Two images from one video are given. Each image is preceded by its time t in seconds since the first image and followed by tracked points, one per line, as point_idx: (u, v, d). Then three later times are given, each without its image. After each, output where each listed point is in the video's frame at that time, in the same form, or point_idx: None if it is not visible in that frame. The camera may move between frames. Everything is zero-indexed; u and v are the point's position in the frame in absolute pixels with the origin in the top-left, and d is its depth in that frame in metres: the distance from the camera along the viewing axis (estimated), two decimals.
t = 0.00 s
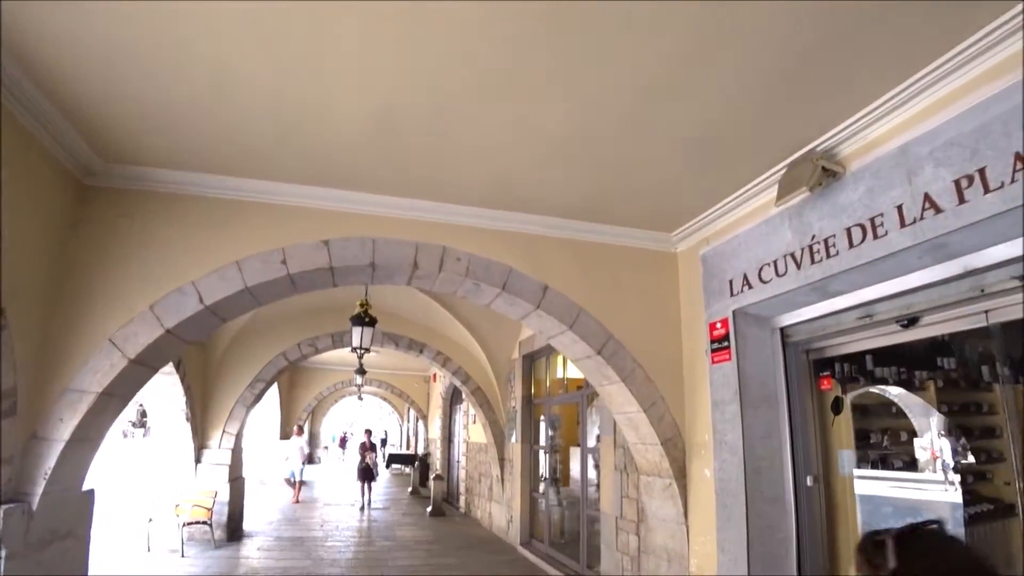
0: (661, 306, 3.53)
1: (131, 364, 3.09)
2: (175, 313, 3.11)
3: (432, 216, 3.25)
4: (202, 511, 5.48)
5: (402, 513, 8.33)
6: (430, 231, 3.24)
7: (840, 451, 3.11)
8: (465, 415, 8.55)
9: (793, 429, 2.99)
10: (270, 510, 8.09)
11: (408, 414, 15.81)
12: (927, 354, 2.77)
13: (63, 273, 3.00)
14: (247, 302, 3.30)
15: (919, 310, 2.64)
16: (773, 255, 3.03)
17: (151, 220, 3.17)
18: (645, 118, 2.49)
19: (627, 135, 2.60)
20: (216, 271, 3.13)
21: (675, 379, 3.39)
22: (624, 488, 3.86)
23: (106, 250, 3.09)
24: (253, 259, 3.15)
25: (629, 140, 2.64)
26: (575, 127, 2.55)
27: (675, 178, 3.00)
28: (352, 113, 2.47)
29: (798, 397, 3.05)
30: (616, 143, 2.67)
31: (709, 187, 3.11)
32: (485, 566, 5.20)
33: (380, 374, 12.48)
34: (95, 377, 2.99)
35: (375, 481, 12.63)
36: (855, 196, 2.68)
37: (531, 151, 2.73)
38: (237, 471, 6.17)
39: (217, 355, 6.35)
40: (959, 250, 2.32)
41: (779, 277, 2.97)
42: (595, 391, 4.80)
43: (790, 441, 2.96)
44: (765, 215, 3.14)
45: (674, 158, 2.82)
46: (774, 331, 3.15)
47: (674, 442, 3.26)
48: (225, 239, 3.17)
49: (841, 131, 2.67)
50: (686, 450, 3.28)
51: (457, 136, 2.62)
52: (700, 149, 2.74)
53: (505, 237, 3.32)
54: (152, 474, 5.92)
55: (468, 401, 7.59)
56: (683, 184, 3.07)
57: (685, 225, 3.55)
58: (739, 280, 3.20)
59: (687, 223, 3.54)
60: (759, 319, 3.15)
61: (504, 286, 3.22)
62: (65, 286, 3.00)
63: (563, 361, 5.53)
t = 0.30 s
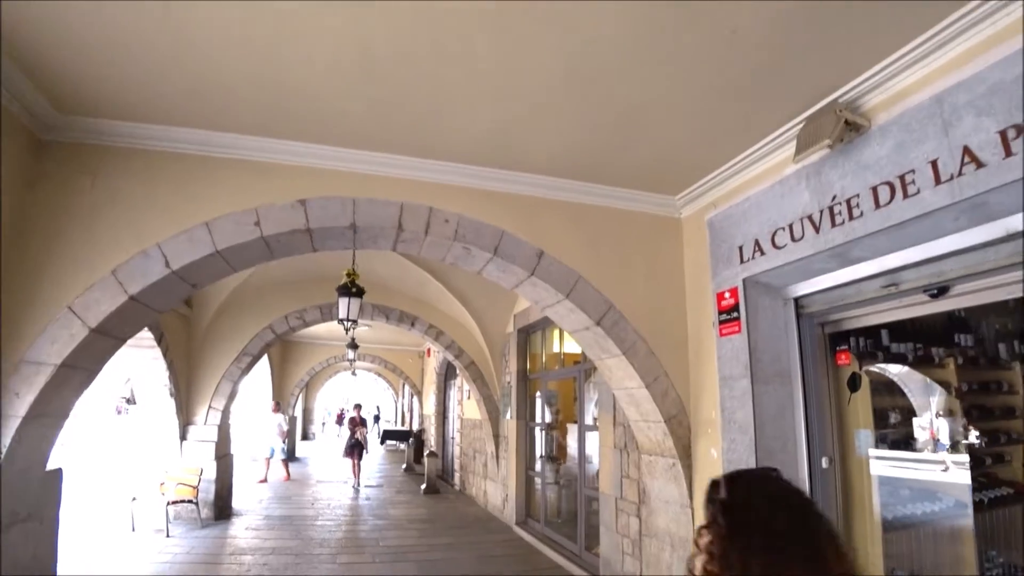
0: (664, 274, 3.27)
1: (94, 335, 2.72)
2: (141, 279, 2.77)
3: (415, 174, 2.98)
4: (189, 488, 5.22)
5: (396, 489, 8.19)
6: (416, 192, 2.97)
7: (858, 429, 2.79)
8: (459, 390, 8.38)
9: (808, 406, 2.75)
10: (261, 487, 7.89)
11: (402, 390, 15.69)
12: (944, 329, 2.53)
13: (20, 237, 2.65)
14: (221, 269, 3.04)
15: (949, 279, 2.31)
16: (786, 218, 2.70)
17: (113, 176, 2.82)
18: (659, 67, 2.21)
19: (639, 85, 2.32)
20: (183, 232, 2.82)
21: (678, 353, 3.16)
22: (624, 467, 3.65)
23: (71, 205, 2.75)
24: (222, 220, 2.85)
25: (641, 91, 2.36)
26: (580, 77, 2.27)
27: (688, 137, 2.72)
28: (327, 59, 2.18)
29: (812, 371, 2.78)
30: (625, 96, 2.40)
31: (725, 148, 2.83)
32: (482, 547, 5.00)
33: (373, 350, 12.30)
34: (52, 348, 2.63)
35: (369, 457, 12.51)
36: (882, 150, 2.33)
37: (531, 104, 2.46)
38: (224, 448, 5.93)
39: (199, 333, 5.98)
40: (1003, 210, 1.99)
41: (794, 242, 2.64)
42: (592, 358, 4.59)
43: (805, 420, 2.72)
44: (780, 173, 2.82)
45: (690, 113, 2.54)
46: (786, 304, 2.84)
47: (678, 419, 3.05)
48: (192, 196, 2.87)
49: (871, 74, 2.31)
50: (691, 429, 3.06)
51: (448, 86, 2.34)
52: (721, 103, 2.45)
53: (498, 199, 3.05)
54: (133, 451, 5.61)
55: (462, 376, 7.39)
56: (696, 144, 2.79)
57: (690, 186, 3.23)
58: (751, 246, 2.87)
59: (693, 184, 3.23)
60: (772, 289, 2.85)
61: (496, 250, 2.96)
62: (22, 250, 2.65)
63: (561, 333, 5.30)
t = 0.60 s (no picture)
0: (668, 247, 3.04)
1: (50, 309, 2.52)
2: (100, 249, 2.56)
3: (399, 138, 2.74)
4: (172, 472, 5.03)
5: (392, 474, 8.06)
6: (401, 159, 2.74)
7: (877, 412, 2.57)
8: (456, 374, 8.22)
9: (823, 388, 2.55)
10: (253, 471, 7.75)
11: (400, 374, 15.56)
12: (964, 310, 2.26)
13: None
14: (192, 239, 2.84)
15: (982, 249, 2.04)
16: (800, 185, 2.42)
17: (70, 140, 2.58)
18: (669, 19, 1.96)
19: (646, 42, 2.08)
20: (147, 200, 2.60)
21: (683, 331, 2.95)
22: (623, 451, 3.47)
23: (26, 171, 2.52)
24: (189, 186, 2.63)
25: (648, 49, 2.12)
26: (579, 33, 2.02)
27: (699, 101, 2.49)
28: (294, 10, 1.93)
29: (829, 352, 2.58)
30: (631, 55, 2.16)
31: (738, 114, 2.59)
32: (477, 533, 4.85)
33: (370, 333, 12.14)
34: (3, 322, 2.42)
35: (366, 441, 12.41)
36: (913, 105, 2.03)
37: (525, 64, 2.21)
38: (211, 432, 5.76)
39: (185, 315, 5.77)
40: None
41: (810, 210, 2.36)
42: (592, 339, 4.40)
43: (821, 399, 2.54)
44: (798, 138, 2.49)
45: (700, 76, 2.31)
46: (801, 277, 2.65)
47: (683, 401, 2.85)
48: (159, 162, 2.65)
49: (903, 21, 2.00)
50: (696, 411, 2.88)
51: (431, 42, 2.09)
52: (737, 63, 2.22)
53: (489, 165, 2.82)
54: (116, 434, 5.43)
55: (459, 359, 7.22)
56: (708, 111, 2.56)
57: (697, 153, 2.95)
58: (763, 216, 2.59)
59: (700, 152, 2.95)
60: (783, 261, 2.64)
61: (487, 219, 2.75)
62: None
63: (559, 315, 5.10)
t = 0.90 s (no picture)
0: (678, 218, 2.78)
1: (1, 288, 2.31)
2: (54, 223, 2.32)
3: (380, 99, 2.48)
4: (162, 458, 4.88)
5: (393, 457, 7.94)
6: (383, 124, 2.48)
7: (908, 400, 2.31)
8: (458, 355, 8.05)
9: (850, 372, 2.29)
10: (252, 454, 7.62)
11: (404, 355, 15.47)
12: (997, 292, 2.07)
13: None
14: (157, 210, 2.62)
15: None
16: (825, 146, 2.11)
17: (12, 103, 2.31)
18: None
19: None
20: (105, 169, 2.36)
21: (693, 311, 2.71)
22: (628, 437, 3.25)
23: None
24: (151, 154, 2.39)
25: None
26: None
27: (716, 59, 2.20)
28: None
29: (855, 332, 2.30)
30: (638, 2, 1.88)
31: (760, 73, 2.30)
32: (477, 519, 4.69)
33: (372, 314, 11.97)
34: None
35: (369, 422, 12.33)
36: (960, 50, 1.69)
37: (516, 11, 1.94)
38: (205, 416, 5.60)
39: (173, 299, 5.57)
40: None
41: (836, 174, 2.06)
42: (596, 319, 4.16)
43: (848, 383, 2.29)
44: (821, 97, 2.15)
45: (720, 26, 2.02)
46: (825, 250, 2.34)
47: (693, 386, 2.63)
48: (115, 128, 2.39)
49: None
50: (707, 396, 2.65)
51: None
52: (761, 12, 1.93)
53: (480, 129, 2.55)
54: (106, 419, 5.28)
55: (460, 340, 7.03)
56: (725, 69, 2.28)
57: (709, 115, 2.64)
58: (784, 183, 2.29)
59: (710, 113, 2.63)
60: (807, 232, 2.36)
61: (478, 188, 2.49)
62: None
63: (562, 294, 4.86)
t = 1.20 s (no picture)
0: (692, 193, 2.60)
1: None
2: (24, 199, 2.16)
3: (373, 64, 2.30)
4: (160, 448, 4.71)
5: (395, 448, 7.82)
6: (376, 89, 2.30)
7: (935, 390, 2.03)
8: (462, 346, 7.91)
9: (878, 358, 2.08)
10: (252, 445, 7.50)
11: (408, 346, 15.39)
12: None
13: None
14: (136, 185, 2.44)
15: None
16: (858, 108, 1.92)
17: None
18: None
19: None
20: (77, 139, 2.18)
21: (707, 292, 2.53)
22: (631, 428, 3.09)
23: None
24: (126, 124, 2.21)
25: None
26: None
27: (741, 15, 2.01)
28: None
29: (885, 314, 2.10)
30: None
31: (789, 28, 2.10)
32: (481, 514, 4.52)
33: (376, 304, 11.86)
34: None
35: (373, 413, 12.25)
36: None
37: None
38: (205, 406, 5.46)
39: (173, 285, 5.27)
40: None
41: (869, 138, 1.89)
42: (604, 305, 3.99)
43: (875, 370, 2.07)
44: (854, 52, 1.97)
45: None
46: (854, 226, 2.16)
47: (706, 372, 2.45)
48: (90, 94, 2.20)
49: None
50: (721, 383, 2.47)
51: None
52: None
53: (481, 94, 2.37)
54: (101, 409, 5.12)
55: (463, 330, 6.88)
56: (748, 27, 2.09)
57: (728, 81, 2.45)
58: (813, 150, 2.11)
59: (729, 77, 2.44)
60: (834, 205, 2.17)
61: (477, 158, 2.31)
62: None
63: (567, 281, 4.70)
